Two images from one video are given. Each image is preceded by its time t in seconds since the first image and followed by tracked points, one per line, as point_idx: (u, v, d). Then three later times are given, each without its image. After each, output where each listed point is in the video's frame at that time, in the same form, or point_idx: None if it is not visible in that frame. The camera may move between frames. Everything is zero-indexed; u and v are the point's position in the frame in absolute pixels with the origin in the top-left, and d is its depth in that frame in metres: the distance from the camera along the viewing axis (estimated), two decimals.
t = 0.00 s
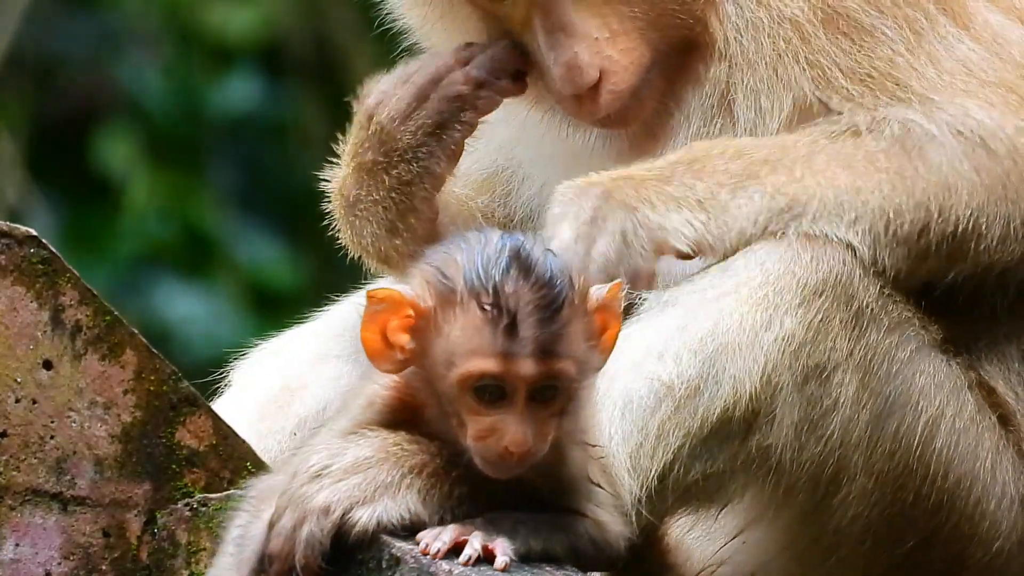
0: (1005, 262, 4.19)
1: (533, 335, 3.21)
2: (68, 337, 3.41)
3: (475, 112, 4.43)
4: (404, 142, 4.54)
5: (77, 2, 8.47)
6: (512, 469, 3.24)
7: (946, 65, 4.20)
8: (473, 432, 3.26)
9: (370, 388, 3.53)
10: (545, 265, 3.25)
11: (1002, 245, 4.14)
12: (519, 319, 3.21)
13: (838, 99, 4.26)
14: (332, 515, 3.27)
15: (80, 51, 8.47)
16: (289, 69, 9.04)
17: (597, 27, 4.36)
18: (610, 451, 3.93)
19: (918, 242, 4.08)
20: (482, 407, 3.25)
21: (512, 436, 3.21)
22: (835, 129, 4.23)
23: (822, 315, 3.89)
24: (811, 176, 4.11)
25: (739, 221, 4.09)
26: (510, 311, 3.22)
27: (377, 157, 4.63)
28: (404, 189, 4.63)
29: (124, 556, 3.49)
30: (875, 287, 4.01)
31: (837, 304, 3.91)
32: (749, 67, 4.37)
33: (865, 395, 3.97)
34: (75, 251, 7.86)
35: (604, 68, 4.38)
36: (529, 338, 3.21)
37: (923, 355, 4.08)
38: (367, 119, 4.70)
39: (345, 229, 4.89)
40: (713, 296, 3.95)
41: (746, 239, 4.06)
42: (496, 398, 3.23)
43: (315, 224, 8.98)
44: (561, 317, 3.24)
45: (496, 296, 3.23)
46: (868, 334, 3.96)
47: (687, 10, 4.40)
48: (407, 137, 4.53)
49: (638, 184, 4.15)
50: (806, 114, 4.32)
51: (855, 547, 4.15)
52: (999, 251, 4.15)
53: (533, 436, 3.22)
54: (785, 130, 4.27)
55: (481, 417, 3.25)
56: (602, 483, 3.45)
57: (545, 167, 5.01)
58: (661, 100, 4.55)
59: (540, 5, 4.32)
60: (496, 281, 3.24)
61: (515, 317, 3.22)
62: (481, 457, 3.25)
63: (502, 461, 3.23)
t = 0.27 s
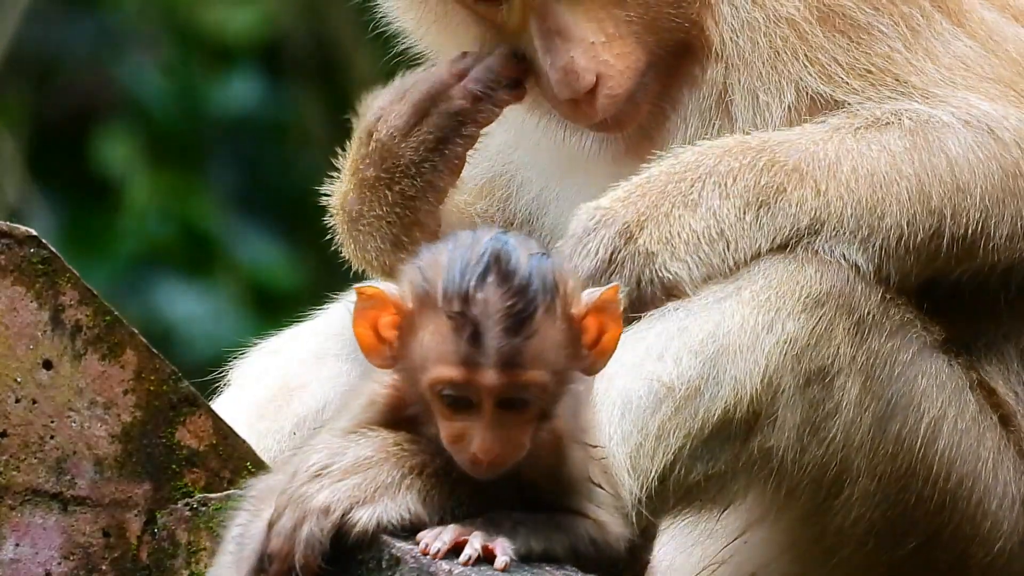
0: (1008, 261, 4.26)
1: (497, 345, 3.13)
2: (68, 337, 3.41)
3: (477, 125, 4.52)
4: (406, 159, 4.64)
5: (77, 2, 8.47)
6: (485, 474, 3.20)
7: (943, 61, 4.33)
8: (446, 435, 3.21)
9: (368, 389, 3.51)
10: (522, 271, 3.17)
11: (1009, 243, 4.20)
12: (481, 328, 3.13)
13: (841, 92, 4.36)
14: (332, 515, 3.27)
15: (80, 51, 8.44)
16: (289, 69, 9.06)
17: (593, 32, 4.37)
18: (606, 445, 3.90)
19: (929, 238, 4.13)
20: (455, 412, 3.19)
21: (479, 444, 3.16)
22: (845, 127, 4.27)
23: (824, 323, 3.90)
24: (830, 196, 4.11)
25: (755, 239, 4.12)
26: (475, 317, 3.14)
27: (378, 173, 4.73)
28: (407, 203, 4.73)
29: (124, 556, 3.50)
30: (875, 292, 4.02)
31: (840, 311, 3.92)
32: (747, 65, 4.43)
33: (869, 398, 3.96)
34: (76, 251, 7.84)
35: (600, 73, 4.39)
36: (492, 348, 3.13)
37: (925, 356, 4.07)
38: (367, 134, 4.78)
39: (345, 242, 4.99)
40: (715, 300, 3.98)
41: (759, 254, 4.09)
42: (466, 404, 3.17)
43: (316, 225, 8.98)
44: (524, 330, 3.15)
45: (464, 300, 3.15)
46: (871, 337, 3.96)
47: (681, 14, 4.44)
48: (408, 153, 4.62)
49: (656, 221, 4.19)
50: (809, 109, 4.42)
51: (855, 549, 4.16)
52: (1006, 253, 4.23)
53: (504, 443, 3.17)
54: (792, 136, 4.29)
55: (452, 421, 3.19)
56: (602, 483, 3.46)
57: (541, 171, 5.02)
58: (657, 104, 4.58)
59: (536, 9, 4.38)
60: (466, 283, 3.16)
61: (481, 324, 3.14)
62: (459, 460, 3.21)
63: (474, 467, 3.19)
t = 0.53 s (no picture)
0: (1001, 253, 4.26)
1: (461, 358, 3.11)
2: (68, 337, 3.41)
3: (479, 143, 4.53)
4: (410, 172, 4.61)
5: (77, 2, 8.45)
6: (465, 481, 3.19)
7: (932, 53, 4.34)
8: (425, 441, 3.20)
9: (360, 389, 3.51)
10: (491, 281, 3.15)
11: (1002, 234, 4.20)
12: (444, 340, 3.12)
13: (831, 87, 4.36)
14: (332, 516, 3.27)
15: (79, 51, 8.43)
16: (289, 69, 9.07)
17: (585, 29, 4.45)
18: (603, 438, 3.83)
19: (921, 235, 4.13)
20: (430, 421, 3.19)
21: (451, 453, 3.15)
22: (833, 126, 4.26)
23: (822, 321, 3.90)
24: (819, 195, 4.12)
25: (746, 243, 4.15)
26: (438, 329, 3.12)
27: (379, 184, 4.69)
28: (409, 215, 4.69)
29: (124, 556, 3.50)
30: (872, 289, 4.02)
31: (838, 310, 3.92)
32: (738, 59, 4.43)
33: (868, 397, 3.97)
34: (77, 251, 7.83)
35: (591, 70, 4.47)
36: (456, 360, 3.11)
37: (922, 355, 4.08)
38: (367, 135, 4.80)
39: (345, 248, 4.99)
40: (712, 300, 3.96)
41: (752, 256, 4.12)
42: (438, 412, 3.16)
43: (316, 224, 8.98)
44: (488, 343, 3.13)
45: (428, 312, 3.14)
46: (869, 336, 3.96)
47: (673, 11, 4.47)
48: (413, 169, 4.57)
49: (641, 232, 4.18)
50: (801, 107, 4.42)
51: (854, 549, 4.16)
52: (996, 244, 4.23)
53: (475, 450, 3.16)
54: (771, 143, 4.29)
55: (427, 429, 3.19)
56: (600, 481, 3.45)
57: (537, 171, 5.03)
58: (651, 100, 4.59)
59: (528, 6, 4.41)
60: (432, 295, 3.14)
61: (445, 335, 3.12)
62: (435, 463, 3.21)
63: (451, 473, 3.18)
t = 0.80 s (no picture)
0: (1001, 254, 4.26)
1: (459, 369, 3.12)
2: (68, 337, 3.42)
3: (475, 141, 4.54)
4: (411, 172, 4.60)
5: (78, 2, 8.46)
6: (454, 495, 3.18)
7: (933, 55, 4.33)
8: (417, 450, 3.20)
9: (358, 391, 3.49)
10: (492, 293, 3.16)
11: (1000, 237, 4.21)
12: (444, 351, 3.13)
13: (831, 87, 4.36)
14: (331, 517, 3.26)
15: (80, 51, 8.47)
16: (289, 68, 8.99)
17: (583, 26, 4.46)
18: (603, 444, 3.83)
19: (920, 237, 4.14)
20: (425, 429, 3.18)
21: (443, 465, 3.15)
22: (833, 127, 4.25)
23: (820, 320, 3.90)
24: (819, 197, 4.13)
25: (744, 244, 4.15)
26: (438, 341, 3.13)
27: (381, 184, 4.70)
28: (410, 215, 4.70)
29: (124, 556, 3.49)
30: (869, 291, 4.02)
31: (836, 309, 3.92)
32: (738, 58, 4.42)
33: (866, 396, 3.97)
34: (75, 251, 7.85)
35: (590, 67, 4.48)
36: (456, 370, 3.12)
37: (921, 354, 4.08)
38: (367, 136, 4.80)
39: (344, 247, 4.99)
40: (712, 300, 3.96)
41: (750, 258, 4.12)
42: (431, 423, 3.16)
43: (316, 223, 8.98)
44: (490, 355, 3.14)
45: (429, 324, 3.14)
46: (868, 335, 3.96)
47: (671, 8, 4.46)
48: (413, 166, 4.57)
49: (640, 232, 4.18)
50: (801, 107, 4.41)
51: (853, 547, 4.17)
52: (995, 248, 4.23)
53: (466, 463, 3.15)
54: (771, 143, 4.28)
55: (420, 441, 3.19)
56: (597, 479, 3.45)
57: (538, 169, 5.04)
58: (648, 99, 4.58)
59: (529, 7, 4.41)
60: (433, 308, 3.15)
61: (443, 348, 3.13)
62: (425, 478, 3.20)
63: (441, 488, 3.17)
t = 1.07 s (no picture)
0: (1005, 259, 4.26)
1: (453, 371, 3.12)
2: (68, 337, 3.42)
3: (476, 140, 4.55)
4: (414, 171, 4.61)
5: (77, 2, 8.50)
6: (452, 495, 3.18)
7: (943, 62, 4.32)
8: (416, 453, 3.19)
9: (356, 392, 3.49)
10: (483, 294, 3.17)
11: (1005, 242, 4.22)
12: (438, 352, 3.13)
13: (838, 91, 4.36)
14: (331, 517, 3.26)
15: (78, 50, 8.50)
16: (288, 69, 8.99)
17: (589, 28, 4.50)
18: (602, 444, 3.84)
19: (924, 242, 4.15)
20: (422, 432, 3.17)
21: (439, 466, 3.14)
22: (839, 130, 4.26)
23: (821, 321, 3.91)
24: (823, 198, 4.13)
25: (747, 243, 4.15)
26: (431, 341, 3.13)
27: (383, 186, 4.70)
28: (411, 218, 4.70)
29: (124, 556, 3.49)
30: (869, 293, 4.03)
31: (836, 310, 3.93)
32: (745, 59, 4.42)
33: (867, 397, 3.97)
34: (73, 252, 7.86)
35: (596, 69, 4.50)
36: (449, 371, 3.12)
37: (923, 355, 4.08)
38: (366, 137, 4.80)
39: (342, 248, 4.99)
40: (714, 301, 3.97)
41: (752, 257, 4.13)
42: (427, 424, 3.16)
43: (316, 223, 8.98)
44: (483, 356, 3.14)
45: (422, 326, 3.14)
46: (869, 335, 3.97)
47: (678, 10, 4.47)
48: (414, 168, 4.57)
49: (642, 231, 4.19)
50: (808, 109, 4.41)
51: (854, 548, 4.18)
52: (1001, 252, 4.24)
53: (463, 464, 3.15)
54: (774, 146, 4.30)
55: (417, 443, 3.18)
56: (596, 478, 3.45)
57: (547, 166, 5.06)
58: (659, 98, 4.59)
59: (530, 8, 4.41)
60: (426, 309, 3.15)
61: (437, 349, 3.13)
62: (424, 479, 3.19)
63: (439, 488, 3.17)
